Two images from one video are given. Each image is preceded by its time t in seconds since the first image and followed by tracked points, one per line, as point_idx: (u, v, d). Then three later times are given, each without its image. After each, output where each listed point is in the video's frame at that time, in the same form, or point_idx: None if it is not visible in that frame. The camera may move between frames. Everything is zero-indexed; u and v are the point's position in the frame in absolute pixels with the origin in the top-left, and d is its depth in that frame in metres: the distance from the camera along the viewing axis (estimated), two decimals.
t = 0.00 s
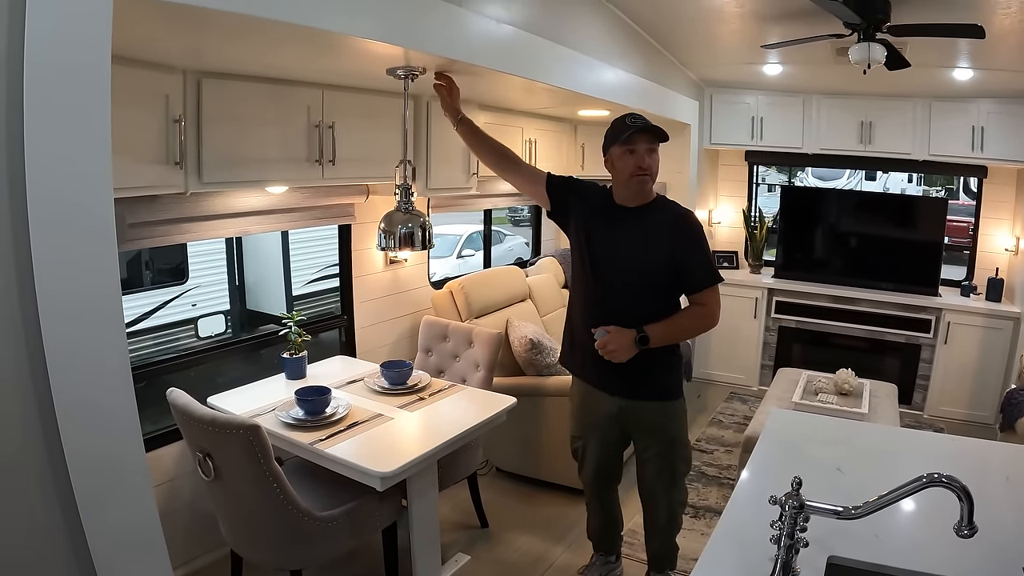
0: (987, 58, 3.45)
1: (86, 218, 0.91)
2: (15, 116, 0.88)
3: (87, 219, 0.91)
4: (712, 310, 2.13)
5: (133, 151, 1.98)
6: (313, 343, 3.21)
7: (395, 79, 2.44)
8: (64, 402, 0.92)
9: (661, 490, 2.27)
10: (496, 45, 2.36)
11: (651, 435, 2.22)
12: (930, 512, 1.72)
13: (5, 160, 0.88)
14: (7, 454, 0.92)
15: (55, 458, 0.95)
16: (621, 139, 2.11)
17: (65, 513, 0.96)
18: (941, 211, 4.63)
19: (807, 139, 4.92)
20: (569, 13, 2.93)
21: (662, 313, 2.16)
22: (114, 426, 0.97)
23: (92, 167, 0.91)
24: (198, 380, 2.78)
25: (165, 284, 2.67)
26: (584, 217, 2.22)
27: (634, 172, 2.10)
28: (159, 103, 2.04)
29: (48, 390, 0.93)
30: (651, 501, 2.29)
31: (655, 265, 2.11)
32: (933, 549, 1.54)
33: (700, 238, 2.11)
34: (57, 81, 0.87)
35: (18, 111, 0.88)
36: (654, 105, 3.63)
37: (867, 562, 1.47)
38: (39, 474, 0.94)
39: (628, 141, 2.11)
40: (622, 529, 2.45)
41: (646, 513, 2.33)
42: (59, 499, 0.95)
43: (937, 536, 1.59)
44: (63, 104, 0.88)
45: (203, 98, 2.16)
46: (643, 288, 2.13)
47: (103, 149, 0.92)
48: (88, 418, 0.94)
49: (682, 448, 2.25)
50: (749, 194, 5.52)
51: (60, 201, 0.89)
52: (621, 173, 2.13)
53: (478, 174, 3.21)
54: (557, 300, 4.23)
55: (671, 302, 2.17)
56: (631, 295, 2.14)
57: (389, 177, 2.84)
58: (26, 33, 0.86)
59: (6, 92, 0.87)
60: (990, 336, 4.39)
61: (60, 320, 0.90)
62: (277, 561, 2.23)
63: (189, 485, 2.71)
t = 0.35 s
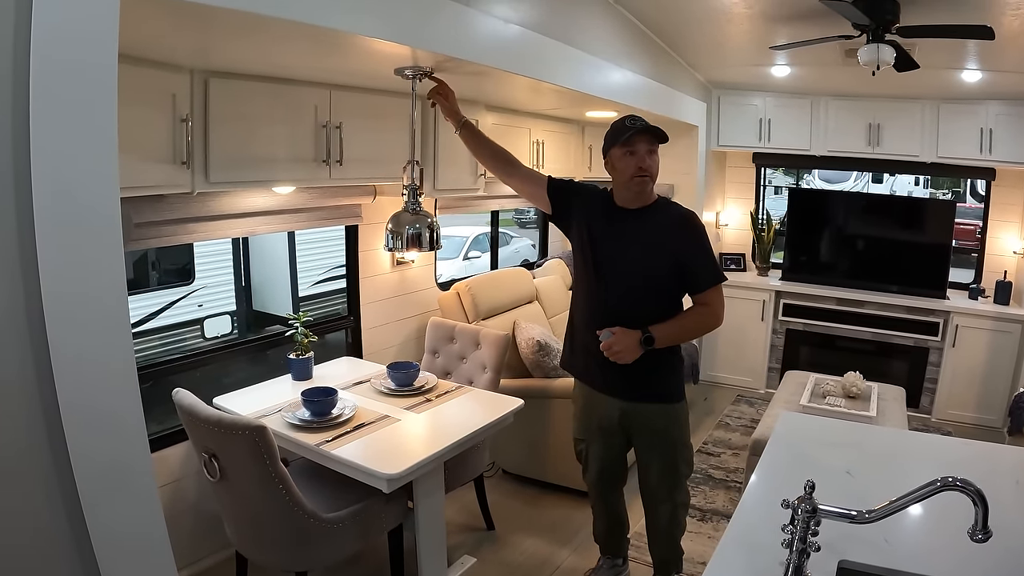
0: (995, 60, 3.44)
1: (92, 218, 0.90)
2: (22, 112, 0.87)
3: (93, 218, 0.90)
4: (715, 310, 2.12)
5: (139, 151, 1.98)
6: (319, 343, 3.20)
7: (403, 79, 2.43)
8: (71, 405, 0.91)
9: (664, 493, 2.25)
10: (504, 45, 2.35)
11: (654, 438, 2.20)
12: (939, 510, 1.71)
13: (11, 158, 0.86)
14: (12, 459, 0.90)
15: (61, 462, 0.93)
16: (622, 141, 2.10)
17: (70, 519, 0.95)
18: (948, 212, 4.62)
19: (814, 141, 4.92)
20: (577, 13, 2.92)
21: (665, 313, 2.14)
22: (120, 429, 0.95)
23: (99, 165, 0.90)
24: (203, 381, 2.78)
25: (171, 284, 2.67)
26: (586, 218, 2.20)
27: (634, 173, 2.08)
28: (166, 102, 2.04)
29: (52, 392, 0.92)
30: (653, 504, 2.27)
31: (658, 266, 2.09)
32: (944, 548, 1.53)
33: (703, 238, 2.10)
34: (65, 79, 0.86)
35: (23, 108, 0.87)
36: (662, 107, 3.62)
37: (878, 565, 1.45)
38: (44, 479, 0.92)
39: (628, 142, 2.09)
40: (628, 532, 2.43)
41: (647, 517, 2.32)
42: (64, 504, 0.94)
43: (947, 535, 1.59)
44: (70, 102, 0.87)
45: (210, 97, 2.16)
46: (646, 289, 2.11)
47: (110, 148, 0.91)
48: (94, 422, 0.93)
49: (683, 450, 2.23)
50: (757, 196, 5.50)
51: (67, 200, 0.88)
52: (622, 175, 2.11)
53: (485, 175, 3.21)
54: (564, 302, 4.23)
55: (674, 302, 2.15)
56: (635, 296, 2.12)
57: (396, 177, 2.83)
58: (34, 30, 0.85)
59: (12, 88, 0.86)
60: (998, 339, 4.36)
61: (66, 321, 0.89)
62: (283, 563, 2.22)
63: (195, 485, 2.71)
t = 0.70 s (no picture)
0: (1002, 63, 3.42)
1: (99, 228, 0.91)
2: (31, 128, 0.89)
3: (101, 228, 0.91)
4: (719, 314, 2.12)
5: (145, 154, 1.98)
6: (324, 346, 3.21)
7: (409, 82, 2.43)
8: (74, 412, 0.92)
9: (666, 496, 2.25)
10: (510, 49, 2.35)
11: (657, 441, 2.20)
12: (948, 516, 1.69)
13: (20, 173, 0.89)
14: (19, 461, 0.92)
15: (67, 465, 0.96)
16: (625, 146, 2.10)
17: (74, 510, 0.97)
18: (957, 217, 4.59)
19: (820, 144, 4.90)
20: (583, 17, 2.93)
21: (670, 318, 2.14)
22: (125, 436, 0.96)
23: (107, 175, 0.91)
24: (209, 382, 2.79)
25: (176, 286, 2.67)
26: (589, 223, 2.20)
27: (638, 178, 2.09)
28: (172, 106, 2.04)
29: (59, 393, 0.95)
30: (656, 507, 2.27)
31: (661, 270, 2.09)
32: (952, 554, 1.51)
33: (707, 243, 2.11)
34: (72, 91, 0.87)
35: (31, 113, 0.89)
36: (667, 110, 3.62)
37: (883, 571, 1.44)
38: (50, 481, 0.95)
39: (632, 147, 2.10)
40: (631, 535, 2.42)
41: (650, 519, 2.31)
42: (71, 506, 0.96)
43: (955, 540, 1.57)
44: (78, 114, 0.88)
45: (216, 100, 2.16)
46: (650, 294, 2.11)
47: (119, 158, 0.92)
48: (98, 429, 0.94)
49: (687, 453, 2.23)
50: (762, 200, 5.50)
51: (75, 211, 0.89)
52: (625, 180, 2.12)
53: (491, 178, 3.22)
54: (569, 305, 4.24)
55: (678, 306, 2.15)
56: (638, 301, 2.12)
57: (403, 180, 2.84)
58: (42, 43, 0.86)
59: (20, 105, 0.88)
60: (1004, 343, 4.35)
61: (72, 331, 0.90)
62: (287, 565, 2.22)
63: (200, 487, 2.71)
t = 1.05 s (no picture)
0: (1006, 64, 3.42)
1: (105, 234, 0.91)
2: (34, 133, 0.89)
3: (107, 234, 0.91)
4: (722, 316, 2.12)
5: (149, 156, 1.98)
6: (328, 348, 3.20)
7: (413, 84, 2.43)
8: (78, 415, 0.92)
9: (670, 498, 2.24)
10: (515, 50, 2.35)
11: (661, 443, 2.19)
12: (956, 519, 1.67)
13: (23, 183, 0.89)
14: (23, 458, 0.92)
15: (70, 463, 0.95)
16: (629, 147, 2.10)
17: (76, 513, 0.96)
18: (960, 219, 4.59)
19: (824, 146, 4.90)
20: (588, 19, 2.93)
21: (674, 321, 2.13)
22: (128, 438, 0.96)
23: (113, 179, 0.91)
24: (213, 384, 2.78)
25: (180, 288, 2.67)
26: (593, 225, 2.19)
27: (641, 180, 2.08)
28: (177, 108, 2.04)
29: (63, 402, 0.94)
30: (660, 509, 2.26)
31: (665, 273, 2.09)
32: (960, 558, 1.49)
33: (711, 246, 2.10)
34: (74, 95, 0.87)
35: (35, 115, 0.89)
36: (671, 112, 3.62)
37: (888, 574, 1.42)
38: (52, 480, 0.94)
39: (635, 149, 2.09)
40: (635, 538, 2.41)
41: (654, 522, 2.30)
42: (73, 505, 0.96)
43: (963, 545, 1.55)
44: (82, 119, 0.88)
45: (220, 101, 2.16)
46: (654, 297, 2.11)
47: (123, 162, 0.92)
48: (100, 432, 0.94)
49: (690, 455, 2.22)
50: (766, 202, 5.50)
51: (81, 217, 0.89)
52: (629, 182, 2.11)
53: (495, 180, 3.22)
54: (573, 307, 4.23)
55: (682, 309, 2.15)
56: (642, 304, 2.11)
57: (408, 182, 2.84)
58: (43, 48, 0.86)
59: (23, 111, 0.88)
60: (1008, 345, 4.34)
61: (75, 338, 0.91)
62: (289, 567, 2.21)
63: (203, 489, 2.71)
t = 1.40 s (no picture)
0: (1009, 66, 3.41)
1: (104, 232, 0.93)
2: (34, 133, 0.91)
3: (105, 232, 0.93)
4: (724, 320, 2.11)
5: (149, 158, 1.97)
6: (330, 350, 3.20)
7: (416, 86, 2.43)
8: (76, 415, 0.94)
9: (671, 502, 2.23)
10: (517, 51, 2.35)
11: (661, 447, 2.18)
12: (962, 521, 1.65)
13: (23, 182, 0.91)
14: (20, 453, 0.94)
15: (67, 459, 0.97)
16: (633, 151, 2.09)
17: (75, 513, 0.99)
18: (963, 220, 4.58)
19: (827, 148, 4.90)
20: (591, 21, 2.93)
21: (676, 325, 2.12)
22: (126, 438, 0.98)
23: (112, 178, 0.93)
24: (214, 386, 2.78)
25: (182, 290, 2.67)
26: (595, 228, 2.18)
27: (644, 184, 2.07)
28: (177, 110, 2.03)
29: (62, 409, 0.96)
30: (661, 513, 2.25)
31: (667, 277, 2.08)
32: (966, 560, 1.47)
33: (714, 250, 2.09)
34: (74, 96, 0.89)
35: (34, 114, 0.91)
36: (674, 114, 3.62)
37: None
38: (50, 476, 0.96)
39: (639, 153, 2.08)
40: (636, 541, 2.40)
41: (655, 525, 2.29)
42: (71, 501, 0.98)
43: (969, 546, 1.52)
44: (81, 120, 0.90)
45: (221, 103, 2.16)
46: (655, 300, 2.10)
47: (122, 162, 0.94)
48: (97, 432, 0.95)
49: (692, 459, 2.21)
50: (768, 204, 5.49)
51: (80, 214, 0.91)
52: (632, 185, 2.10)
53: (497, 182, 3.22)
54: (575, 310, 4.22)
55: (683, 312, 2.14)
56: (643, 307, 2.11)
57: (410, 184, 2.84)
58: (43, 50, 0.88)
59: (23, 113, 0.91)
60: (1012, 349, 4.32)
61: (73, 335, 0.92)
62: (288, 569, 2.20)
63: (204, 492, 2.70)
